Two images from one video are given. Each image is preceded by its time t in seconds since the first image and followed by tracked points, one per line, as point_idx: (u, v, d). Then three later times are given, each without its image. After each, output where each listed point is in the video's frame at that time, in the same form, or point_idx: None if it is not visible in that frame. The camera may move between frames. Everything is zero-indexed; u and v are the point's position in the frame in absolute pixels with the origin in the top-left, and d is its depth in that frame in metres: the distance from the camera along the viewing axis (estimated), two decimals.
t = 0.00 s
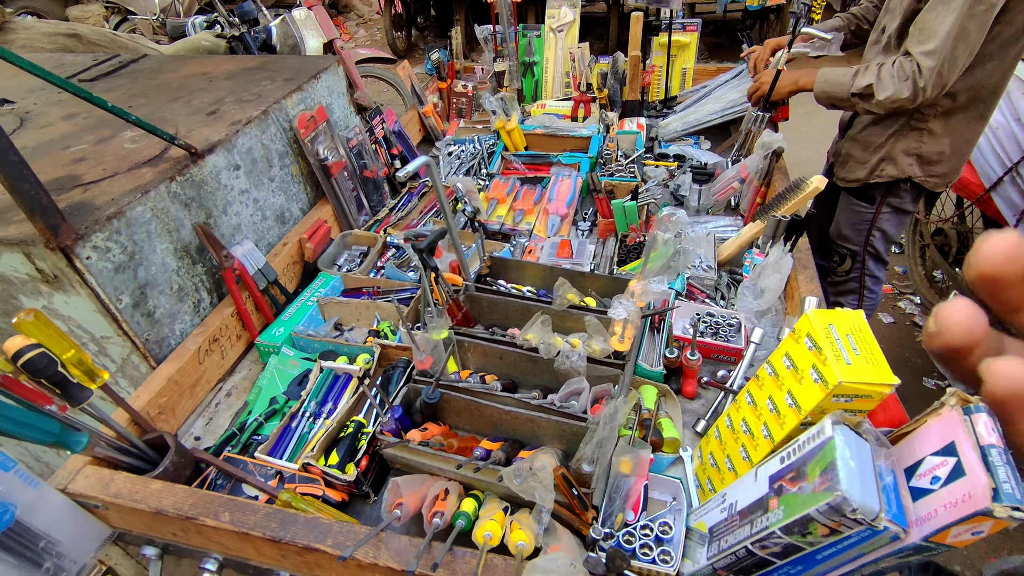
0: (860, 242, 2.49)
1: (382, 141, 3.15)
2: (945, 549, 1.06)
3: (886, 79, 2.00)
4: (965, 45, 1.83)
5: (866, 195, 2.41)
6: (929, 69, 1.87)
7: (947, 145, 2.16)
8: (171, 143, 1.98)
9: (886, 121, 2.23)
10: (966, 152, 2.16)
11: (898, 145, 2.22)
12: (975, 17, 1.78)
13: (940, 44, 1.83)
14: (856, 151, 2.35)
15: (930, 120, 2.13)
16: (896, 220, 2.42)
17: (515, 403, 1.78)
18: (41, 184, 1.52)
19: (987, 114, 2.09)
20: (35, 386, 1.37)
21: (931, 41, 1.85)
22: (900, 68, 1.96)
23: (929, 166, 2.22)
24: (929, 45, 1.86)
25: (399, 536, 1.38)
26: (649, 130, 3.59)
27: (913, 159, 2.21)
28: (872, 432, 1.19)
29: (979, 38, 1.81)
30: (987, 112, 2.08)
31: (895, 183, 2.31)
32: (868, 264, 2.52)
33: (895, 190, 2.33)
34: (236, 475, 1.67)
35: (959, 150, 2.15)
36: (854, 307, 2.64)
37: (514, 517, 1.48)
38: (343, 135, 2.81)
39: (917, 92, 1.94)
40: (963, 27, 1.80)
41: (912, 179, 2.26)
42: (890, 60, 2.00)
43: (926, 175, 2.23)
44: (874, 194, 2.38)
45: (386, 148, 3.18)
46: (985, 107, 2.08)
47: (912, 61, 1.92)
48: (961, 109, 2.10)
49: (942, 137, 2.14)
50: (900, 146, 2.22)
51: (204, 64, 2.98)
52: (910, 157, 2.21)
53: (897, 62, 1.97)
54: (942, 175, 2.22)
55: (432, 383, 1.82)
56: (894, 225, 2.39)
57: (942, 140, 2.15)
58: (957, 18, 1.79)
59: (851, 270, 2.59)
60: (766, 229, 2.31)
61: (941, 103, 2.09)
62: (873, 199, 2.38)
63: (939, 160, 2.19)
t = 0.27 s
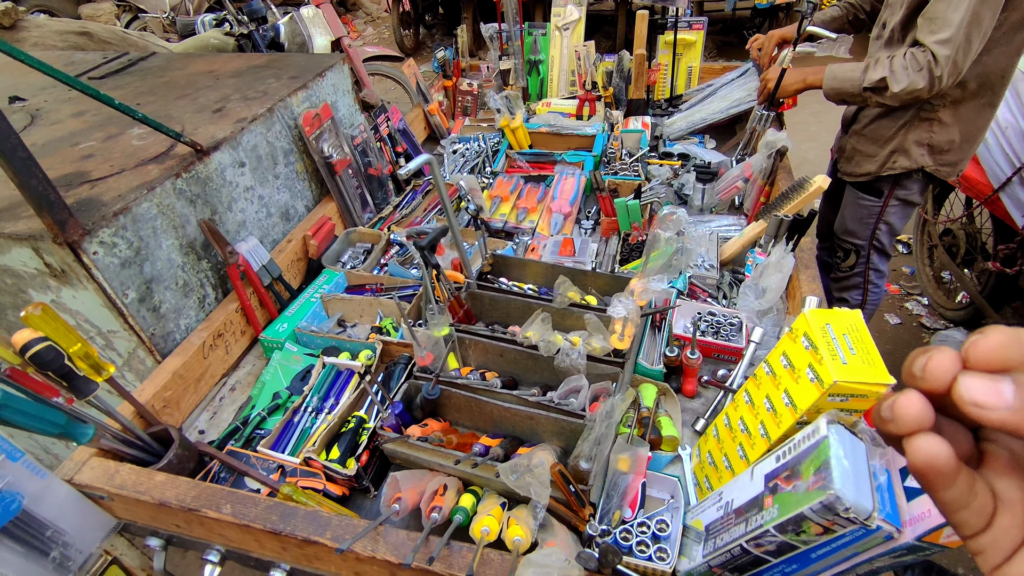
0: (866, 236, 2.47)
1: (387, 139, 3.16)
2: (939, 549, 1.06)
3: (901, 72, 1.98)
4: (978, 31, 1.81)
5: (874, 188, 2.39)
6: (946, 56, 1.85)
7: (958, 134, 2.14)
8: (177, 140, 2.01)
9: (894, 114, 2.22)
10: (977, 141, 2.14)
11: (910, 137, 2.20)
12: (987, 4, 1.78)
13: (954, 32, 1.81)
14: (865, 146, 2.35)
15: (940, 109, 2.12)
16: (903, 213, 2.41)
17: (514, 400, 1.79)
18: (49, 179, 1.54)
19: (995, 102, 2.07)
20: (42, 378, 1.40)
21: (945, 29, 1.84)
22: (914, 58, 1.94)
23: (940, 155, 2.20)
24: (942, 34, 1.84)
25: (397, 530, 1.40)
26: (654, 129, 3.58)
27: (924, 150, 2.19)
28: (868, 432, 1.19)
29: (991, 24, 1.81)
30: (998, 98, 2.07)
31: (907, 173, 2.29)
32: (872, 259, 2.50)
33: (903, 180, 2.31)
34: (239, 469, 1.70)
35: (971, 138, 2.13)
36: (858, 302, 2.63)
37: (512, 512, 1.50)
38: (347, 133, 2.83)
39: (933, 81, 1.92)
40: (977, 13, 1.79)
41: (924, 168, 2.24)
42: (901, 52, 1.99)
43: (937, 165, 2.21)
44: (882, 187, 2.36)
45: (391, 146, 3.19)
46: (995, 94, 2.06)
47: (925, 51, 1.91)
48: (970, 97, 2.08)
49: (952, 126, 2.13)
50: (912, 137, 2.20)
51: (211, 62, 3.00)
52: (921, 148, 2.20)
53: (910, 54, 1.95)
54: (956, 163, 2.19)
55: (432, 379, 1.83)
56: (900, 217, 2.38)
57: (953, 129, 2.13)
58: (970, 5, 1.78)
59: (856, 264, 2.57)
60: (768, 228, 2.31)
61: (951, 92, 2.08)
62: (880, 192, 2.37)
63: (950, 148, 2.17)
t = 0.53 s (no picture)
0: (868, 232, 2.47)
1: (389, 137, 3.17)
2: (934, 549, 1.06)
3: (901, 62, 1.97)
4: (979, 21, 1.82)
5: (876, 184, 2.38)
6: (945, 45, 1.84)
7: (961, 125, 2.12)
8: (180, 138, 2.02)
9: (897, 108, 2.21)
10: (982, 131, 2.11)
11: (912, 129, 2.19)
12: None
13: (954, 21, 1.81)
14: (868, 141, 2.34)
15: (942, 101, 2.10)
16: (906, 208, 2.40)
17: (513, 398, 1.80)
18: (52, 177, 1.56)
19: (997, 93, 2.05)
20: (45, 374, 1.42)
21: (945, 18, 1.84)
22: (913, 47, 1.93)
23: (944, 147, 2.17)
24: (943, 23, 1.84)
25: (395, 527, 1.41)
26: (657, 127, 3.58)
27: (928, 142, 2.17)
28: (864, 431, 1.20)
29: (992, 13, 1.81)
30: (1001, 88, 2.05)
31: (913, 166, 2.27)
32: (875, 255, 2.51)
33: (904, 176, 2.30)
34: (240, 465, 1.72)
35: (974, 129, 2.11)
36: (861, 298, 2.63)
37: (509, 510, 1.50)
38: (349, 131, 2.84)
39: (934, 71, 1.91)
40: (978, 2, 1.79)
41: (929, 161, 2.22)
42: (901, 43, 1.98)
43: (941, 157, 2.18)
44: (885, 181, 2.35)
45: (393, 144, 3.20)
46: (999, 84, 2.04)
47: (925, 41, 1.90)
48: (972, 88, 2.07)
49: (955, 117, 2.11)
50: (915, 129, 2.18)
51: (214, 60, 3.02)
52: (924, 140, 2.17)
53: (910, 44, 1.95)
54: (960, 154, 2.16)
55: (431, 377, 1.84)
56: (904, 213, 2.37)
57: (955, 120, 2.11)
58: None
59: (858, 261, 2.57)
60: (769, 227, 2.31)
61: (953, 83, 2.06)
62: (883, 186, 2.36)
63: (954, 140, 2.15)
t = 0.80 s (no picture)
0: (869, 227, 2.47)
1: (386, 134, 3.16)
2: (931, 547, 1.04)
3: (911, 59, 1.95)
4: (984, 11, 1.82)
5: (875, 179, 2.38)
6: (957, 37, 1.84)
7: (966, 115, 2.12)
8: (175, 136, 2.01)
9: (899, 102, 2.21)
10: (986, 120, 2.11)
11: (917, 123, 2.17)
12: None
13: (961, 15, 1.81)
14: (869, 135, 2.33)
15: (944, 93, 2.09)
16: (906, 201, 2.39)
17: (510, 395, 1.80)
18: (46, 175, 1.55)
19: (998, 83, 2.04)
20: (40, 373, 1.41)
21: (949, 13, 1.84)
22: (921, 45, 1.93)
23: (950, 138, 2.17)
24: (949, 18, 1.84)
25: (391, 524, 1.40)
26: (655, 123, 3.57)
27: (933, 134, 2.16)
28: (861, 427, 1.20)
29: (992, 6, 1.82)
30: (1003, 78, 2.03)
31: (917, 159, 2.26)
32: (875, 250, 2.50)
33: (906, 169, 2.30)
34: (236, 463, 1.71)
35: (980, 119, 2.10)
36: (861, 293, 2.63)
37: (506, 507, 1.50)
38: (346, 128, 2.82)
39: (946, 65, 1.89)
40: None
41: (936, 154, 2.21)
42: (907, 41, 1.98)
43: (946, 148, 2.17)
44: (887, 175, 2.34)
45: (390, 141, 3.19)
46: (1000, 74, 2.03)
47: (933, 37, 1.89)
48: (973, 79, 2.06)
49: (959, 108, 2.09)
50: (918, 122, 2.17)
51: (210, 57, 3.00)
52: (929, 132, 2.16)
53: (917, 43, 1.94)
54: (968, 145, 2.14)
55: (427, 374, 1.84)
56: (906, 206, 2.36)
57: (960, 111, 2.10)
58: None
59: (859, 256, 2.56)
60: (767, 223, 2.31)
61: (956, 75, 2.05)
62: (885, 180, 2.35)
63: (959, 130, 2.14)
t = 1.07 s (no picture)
0: (867, 220, 2.46)
1: (379, 130, 3.14)
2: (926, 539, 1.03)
3: (902, 53, 1.95)
4: (972, 4, 1.82)
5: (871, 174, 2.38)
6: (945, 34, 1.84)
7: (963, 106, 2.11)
8: (164, 131, 1.99)
9: (894, 95, 2.21)
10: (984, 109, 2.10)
11: (914, 115, 2.17)
12: None
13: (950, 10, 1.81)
14: (866, 130, 2.32)
15: (939, 84, 2.09)
16: (906, 193, 2.40)
17: (503, 390, 1.79)
18: (30, 170, 1.53)
19: (994, 70, 2.05)
20: (26, 371, 1.40)
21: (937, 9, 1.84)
22: (911, 38, 1.92)
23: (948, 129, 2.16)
24: (936, 14, 1.84)
25: (385, 520, 1.39)
26: (649, 118, 3.56)
27: (933, 126, 2.15)
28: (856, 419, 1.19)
29: None
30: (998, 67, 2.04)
31: (914, 151, 2.26)
32: (874, 244, 2.51)
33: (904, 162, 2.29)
34: (228, 460, 1.70)
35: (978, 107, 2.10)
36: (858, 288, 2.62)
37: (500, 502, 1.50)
38: (338, 124, 2.80)
39: (937, 59, 1.90)
40: None
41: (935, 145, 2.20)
42: (898, 34, 1.97)
43: (948, 138, 2.17)
44: (885, 168, 2.34)
45: (383, 137, 3.18)
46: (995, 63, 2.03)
47: (923, 31, 1.89)
48: (969, 69, 2.06)
49: (956, 98, 2.10)
50: (916, 114, 2.17)
51: (200, 52, 2.98)
52: (928, 124, 2.15)
53: (909, 35, 1.93)
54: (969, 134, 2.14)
55: (421, 369, 1.82)
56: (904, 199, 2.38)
57: (957, 101, 2.10)
58: None
59: (857, 251, 2.56)
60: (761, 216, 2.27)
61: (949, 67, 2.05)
62: (883, 173, 2.35)
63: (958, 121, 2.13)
